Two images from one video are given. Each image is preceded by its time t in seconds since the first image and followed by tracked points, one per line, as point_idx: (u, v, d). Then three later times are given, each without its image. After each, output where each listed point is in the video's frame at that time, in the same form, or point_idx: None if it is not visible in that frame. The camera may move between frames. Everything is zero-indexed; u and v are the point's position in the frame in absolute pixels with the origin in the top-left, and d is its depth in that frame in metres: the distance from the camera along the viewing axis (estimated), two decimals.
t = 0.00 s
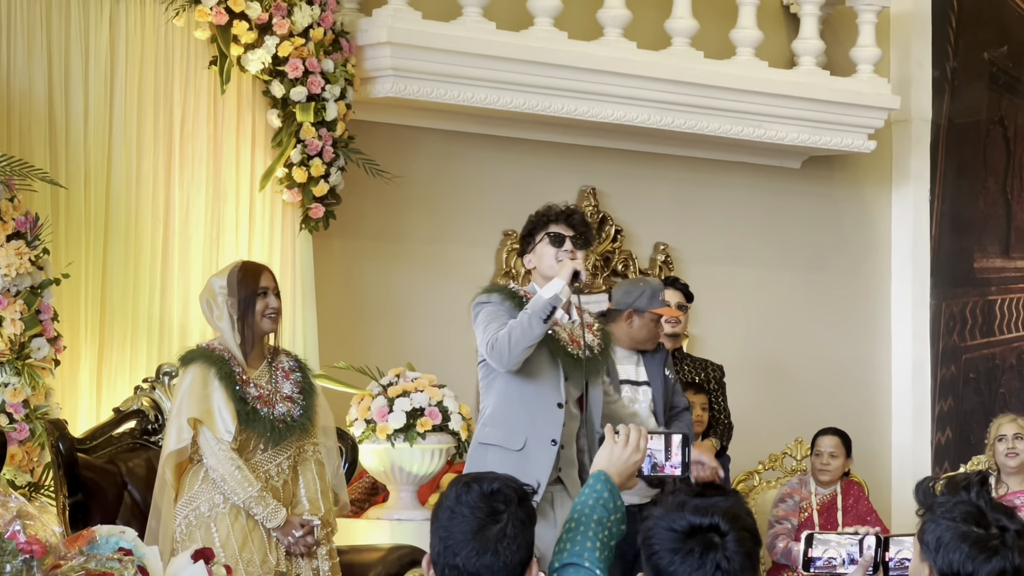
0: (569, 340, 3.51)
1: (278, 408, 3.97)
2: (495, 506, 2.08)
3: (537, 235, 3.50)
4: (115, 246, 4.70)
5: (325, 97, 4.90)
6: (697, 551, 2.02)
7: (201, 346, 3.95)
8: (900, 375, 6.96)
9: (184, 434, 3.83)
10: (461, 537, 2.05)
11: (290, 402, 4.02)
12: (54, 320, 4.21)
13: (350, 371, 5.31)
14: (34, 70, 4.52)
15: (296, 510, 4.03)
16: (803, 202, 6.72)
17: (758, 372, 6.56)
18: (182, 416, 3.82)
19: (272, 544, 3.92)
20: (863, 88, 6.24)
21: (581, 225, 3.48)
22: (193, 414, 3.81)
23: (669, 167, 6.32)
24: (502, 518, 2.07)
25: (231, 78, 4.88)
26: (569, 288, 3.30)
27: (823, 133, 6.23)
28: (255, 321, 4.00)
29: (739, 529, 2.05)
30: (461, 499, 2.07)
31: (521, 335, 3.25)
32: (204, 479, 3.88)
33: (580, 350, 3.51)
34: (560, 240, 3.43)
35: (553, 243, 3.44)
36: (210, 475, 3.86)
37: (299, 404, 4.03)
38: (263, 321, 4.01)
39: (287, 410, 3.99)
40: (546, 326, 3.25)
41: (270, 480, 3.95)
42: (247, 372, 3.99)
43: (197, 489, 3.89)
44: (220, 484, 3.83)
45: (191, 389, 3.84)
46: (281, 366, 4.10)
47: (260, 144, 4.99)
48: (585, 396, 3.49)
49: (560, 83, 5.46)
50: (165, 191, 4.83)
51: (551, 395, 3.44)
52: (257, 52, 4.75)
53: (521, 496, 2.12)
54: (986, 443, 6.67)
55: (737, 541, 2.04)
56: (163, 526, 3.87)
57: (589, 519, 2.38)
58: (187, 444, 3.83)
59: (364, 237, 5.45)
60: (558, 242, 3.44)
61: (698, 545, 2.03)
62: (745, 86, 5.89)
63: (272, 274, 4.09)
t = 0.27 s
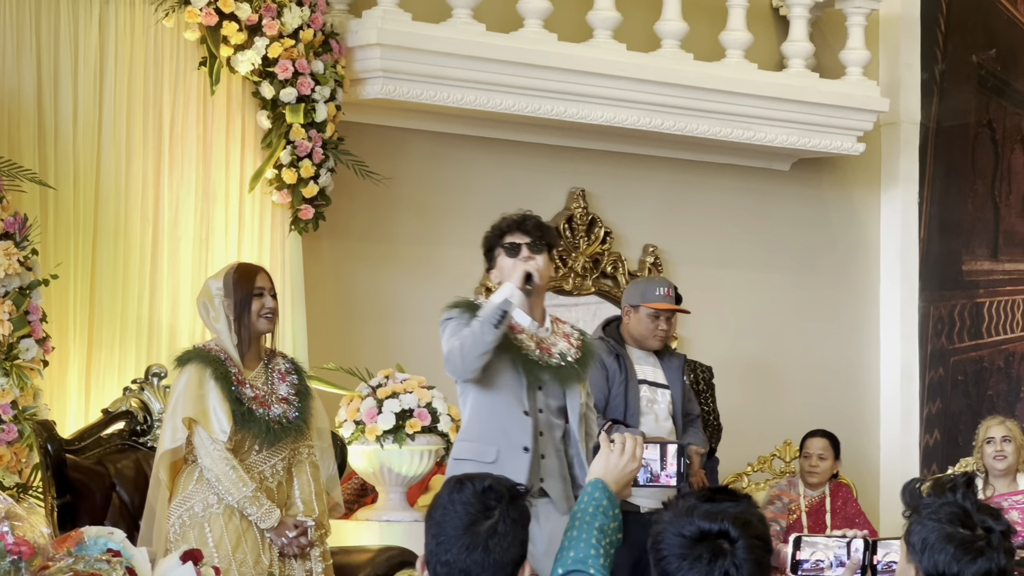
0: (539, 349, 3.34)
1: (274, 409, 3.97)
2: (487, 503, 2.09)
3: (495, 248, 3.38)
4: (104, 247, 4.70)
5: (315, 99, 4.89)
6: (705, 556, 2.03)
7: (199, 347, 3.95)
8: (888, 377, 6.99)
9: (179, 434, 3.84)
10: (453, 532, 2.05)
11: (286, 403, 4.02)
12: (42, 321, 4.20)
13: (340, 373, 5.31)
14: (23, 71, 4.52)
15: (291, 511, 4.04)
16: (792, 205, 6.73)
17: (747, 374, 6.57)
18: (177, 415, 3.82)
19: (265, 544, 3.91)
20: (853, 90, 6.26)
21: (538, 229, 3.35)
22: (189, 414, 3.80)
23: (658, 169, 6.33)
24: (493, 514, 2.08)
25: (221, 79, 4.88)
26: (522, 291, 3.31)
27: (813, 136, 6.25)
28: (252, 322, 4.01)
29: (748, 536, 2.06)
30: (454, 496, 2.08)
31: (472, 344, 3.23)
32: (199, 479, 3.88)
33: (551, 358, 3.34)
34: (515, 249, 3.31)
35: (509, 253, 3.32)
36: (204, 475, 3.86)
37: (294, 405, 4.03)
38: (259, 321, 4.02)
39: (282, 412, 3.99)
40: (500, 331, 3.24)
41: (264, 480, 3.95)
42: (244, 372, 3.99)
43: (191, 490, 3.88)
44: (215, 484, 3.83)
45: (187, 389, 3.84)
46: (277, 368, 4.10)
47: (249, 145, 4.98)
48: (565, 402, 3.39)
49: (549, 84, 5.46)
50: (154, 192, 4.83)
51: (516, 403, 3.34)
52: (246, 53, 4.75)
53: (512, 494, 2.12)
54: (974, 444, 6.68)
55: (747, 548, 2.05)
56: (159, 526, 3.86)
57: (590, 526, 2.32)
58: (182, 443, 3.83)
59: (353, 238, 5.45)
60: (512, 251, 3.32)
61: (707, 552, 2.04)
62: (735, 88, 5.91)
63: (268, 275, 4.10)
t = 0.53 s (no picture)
0: (514, 332, 3.41)
1: (272, 408, 3.98)
2: (481, 499, 2.09)
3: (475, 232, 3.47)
4: (96, 246, 4.69)
5: (307, 97, 4.89)
6: (705, 560, 2.04)
7: (199, 346, 3.97)
8: (880, 376, 7.00)
9: (176, 430, 3.86)
10: (447, 527, 2.06)
11: (285, 403, 4.02)
12: (34, 319, 4.20)
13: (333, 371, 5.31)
14: (15, 69, 4.51)
15: (286, 510, 4.00)
16: (785, 204, 6.74)
17: (739, 372, 6.58)
18: (174, 411, 3.85)
19: (261, 543, 3.91)
20: (846, 89, 6.27)
21: (516, 213, 3.43)
22: (185, 411, 3.83)
23: (651, 168, 6.34)
24: (488, 509, 2.08)
25: (214, 77, 4.88)
26: (489, 271, 3.36)
27: (806, 135, 6.25)
28: (249, 322, 4.01)
29: (751, 537, 2.05)
30: (448, 492, 2.09)
31: (439, 329, 3.30)
32: (196, 476, 3.89)
33: (531, 340, 3.41)
34: (491, 231, 3.39)
35: (487, 236, 3.40)
36: (202, 473, 3.88)
37: (294, 405, 4.03)
38: (256, 322, 4.02)
39: (281, 411, 3.99)
40: (466, 314, 3.29)
41: (261, 479, 3.95)
42: (242, 371, 4.00)
43: (188, 487, 3.89)
44: (211, 481, 3.85)
45: (185, 385, 3.86)
46: (278, 367, 4.11)
47: (242, 143, 4.98)
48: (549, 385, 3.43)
49: (543, 83, 5.47)
50: (146, 189, 4.82)
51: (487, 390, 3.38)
52: (239, 51, 4.74)
53: (506, 491, 2.13)
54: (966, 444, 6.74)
55: (749, 549, 2.04)
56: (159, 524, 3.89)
57: (593, 526, 2.24)
58: (179, 440, 3.85)
59: (345, 236, 5.44)
60: (490, 233, 3.40)
61: (706, 554, 2.04)
62: (728, 87, 5.91)
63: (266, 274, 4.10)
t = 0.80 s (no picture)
0: (524, 323, 3.40)
1: (277, 408, 3.98)
2: (478, 499, 2.10)
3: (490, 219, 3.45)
4: (95, 245, 4.69)
5: (307, 96, 4.89)
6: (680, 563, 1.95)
7: (206, 344, 3.99)
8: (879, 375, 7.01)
9: (181, 427, 3.89)
10: (444, 529, 2.06)
11: (291, 403, 4.03)
12: (34, 318, 4.20)
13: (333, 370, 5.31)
14: (15, 68, 4.51)
15: (288, 511, 4.00)
16: (784, 203, 6.74)
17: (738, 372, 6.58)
18: (179, 408, 3.87)
19: (261, 543, 3.91)
20: (845, 89, 6.28)
21: (532, 204, 3.41)
22: (188, 408, 3.85)
23: (650, 167, 6.34)
24: (485, 509, 2.09)
25: (213, 76, 4.88)
26: (503, 262, 3.38)
27: (806, 134, 6.26)
28: (252, 322, 4.03)
29: (733, 537, 1.96)
30: (444, 494, 2.09)
31: (452, 319, 3.28)
32: (198, 474, 3.90)
33: (542, 330, 3.39)
34: (506, 220, 3.38)
35: (501, 224, 3.39)
36: (203, 471, 3.88)
37: (299, 406, 4.04)
38: (260, 321, 4.03)
39: (286, 412, 4.00)
40: (479, 305, 3.28)
41: (263, 479, 3.94)
42: (249, 371, 4.02)
43: (190, 485, 3.90)
44: (212, 480, 3.85)
45: (190, 383, 3.88)
46: (285, 367, 4.12)
47: (242, 142, 4.99)
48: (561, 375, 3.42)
49: (543, 83, 5.47)
50: (146, 188, 4.82)
51: (494, 383, 3.37)
52: (238, 50, 4.74)
53: (502, 490, 2.14)
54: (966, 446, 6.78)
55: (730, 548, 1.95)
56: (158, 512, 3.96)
57: (622, 529, 2.16)
58: (182, 437, 3.88)
59: (345, 235, 5.45)
60: (505, 222, 3.39)
61: (683, 558, 1.96)
62: (727, 87, 5.91)
63: (268, 274, 4.11)
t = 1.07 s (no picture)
0: (543, 315, 3.41)
1: (279, 408, 3.98)
2: (475, 500, 2.11)
3: (525, 207, 3.46)
4: (97, 243, 4.69)
5: (308, 94, 4.89)
6: None
7: (209, 342, 4.01)
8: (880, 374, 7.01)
9: (182, 424, 3.89)
10: (443, 531, 2.06)
11: (293, 404, 4.03)
12: (35, 316, 4.20)
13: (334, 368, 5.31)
14: (16, 67, 4.51)
15: (289, 510, 3.99)
16: (785, 202, 6.75)
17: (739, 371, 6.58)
18: (180, 406, 3.86)
19: (262, 541, 3.90)
20: (846, 88, 6.28)
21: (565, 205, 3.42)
22: (190, 407, 3.85)
23: (651, 165, 6.34)
24: (482, 510, 2.09)
25: (215, 74, 4.88)
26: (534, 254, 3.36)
27: (807, 133, 6.26)
28: (254, 322, 4.05)
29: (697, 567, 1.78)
30: (441, 496, 2.10)
31: (479, 307, 3.25)
32: (199, 472, 3.90)
33: (561, 323, 3.40)
34: (544, 213, 3.37)
35: (537, 216, 3.39)
36: (204, 470, 3.89)
37: (303, 406, 4.04)
38: (263, 321, 4.05)
39: (288, 412, 4.00)
40: (508, 294, 3.23)
41: (264, 478, 3.94)
42: (252, 369, 4.03)
43: (191, 483, 3.90)
44: (212, 478, 3.85)
45: (192, 381, 3.88)
46: (290, 367, 4.12)
47: (243, 140, 5.00)
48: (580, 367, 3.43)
49: (544, 81, 5.46)
50: (147, 186, 4.83)
51: (517, 371, 3.36)
52: (239, 48, 4.74)
53: (498, 490, 2.16)
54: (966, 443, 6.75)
55: None
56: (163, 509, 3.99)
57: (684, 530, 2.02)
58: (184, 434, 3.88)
59: (347, 234, 5.45)
60: (542, 214, 3.39)
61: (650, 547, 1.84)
62: (729, 85, 5.91)
63: (273, 274, 4.13)
